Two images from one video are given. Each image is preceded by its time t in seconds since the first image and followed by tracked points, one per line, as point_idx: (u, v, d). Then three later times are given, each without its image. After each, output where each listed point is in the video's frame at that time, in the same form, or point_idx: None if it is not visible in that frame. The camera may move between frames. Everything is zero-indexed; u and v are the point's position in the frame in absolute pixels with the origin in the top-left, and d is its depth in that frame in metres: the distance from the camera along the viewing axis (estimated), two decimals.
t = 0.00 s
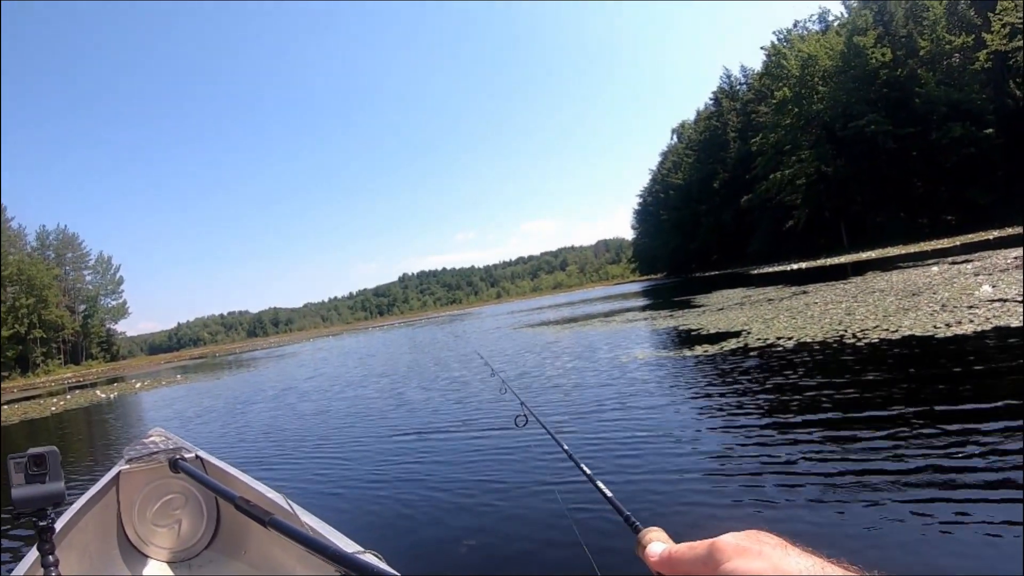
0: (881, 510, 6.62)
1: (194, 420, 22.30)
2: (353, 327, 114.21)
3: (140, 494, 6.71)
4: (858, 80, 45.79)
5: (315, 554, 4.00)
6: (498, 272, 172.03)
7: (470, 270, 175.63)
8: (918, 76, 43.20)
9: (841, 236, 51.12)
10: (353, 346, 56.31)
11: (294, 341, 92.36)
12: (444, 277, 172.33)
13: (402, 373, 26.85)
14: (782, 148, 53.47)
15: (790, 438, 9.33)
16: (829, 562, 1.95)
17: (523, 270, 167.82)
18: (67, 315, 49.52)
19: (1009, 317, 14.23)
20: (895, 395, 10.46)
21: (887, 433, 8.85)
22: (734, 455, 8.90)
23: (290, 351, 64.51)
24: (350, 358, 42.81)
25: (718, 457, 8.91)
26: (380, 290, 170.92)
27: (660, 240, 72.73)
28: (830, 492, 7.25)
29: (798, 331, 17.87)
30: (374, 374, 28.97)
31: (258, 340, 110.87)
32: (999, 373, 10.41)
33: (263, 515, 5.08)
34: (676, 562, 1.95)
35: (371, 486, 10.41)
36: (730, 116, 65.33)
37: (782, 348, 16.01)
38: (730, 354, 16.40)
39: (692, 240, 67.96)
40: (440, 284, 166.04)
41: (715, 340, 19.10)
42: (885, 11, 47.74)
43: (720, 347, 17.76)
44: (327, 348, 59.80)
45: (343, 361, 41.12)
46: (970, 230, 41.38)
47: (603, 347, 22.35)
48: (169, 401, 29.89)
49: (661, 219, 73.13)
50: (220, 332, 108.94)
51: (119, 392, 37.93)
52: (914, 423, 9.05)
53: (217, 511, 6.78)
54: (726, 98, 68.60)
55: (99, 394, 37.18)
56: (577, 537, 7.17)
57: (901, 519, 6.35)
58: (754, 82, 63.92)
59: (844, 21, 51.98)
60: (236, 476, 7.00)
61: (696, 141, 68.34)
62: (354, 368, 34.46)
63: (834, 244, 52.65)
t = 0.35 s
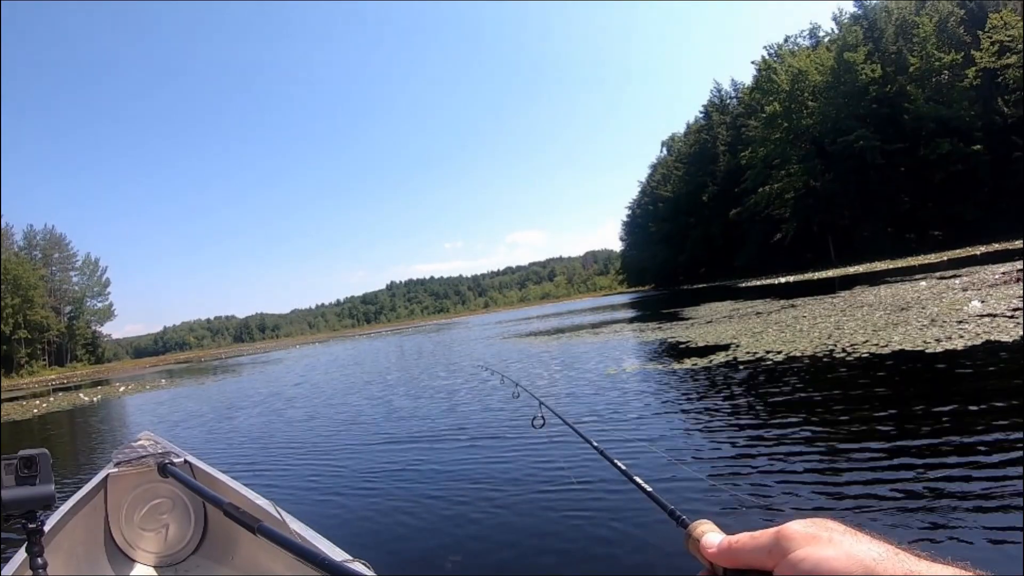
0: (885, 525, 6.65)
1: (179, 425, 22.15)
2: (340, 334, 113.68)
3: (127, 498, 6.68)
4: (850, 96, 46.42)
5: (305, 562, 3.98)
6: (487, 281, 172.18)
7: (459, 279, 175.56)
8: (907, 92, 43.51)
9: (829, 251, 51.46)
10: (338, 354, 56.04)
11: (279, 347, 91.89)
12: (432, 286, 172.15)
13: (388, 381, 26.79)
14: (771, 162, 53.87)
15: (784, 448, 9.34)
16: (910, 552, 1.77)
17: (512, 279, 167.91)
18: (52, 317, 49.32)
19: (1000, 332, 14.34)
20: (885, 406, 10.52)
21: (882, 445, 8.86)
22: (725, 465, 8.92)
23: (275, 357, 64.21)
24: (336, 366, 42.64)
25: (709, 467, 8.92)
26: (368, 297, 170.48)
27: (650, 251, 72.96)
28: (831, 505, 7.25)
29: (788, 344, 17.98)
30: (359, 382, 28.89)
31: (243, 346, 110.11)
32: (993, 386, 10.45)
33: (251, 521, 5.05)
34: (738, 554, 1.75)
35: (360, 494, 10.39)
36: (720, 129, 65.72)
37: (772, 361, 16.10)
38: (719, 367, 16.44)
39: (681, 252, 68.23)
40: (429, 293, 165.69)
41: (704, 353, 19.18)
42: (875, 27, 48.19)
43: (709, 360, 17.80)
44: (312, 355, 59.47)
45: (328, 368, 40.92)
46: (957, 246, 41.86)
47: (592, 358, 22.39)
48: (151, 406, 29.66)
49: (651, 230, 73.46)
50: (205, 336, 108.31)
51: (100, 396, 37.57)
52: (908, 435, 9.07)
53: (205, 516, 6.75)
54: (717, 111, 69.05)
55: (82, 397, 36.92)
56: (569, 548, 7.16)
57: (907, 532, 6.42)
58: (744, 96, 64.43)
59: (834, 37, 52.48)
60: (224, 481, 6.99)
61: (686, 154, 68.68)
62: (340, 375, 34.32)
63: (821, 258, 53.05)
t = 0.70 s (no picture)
0: (890, 521, 6.80)
1: (168, 428, 22.06)
2: (329, 340, 113.35)
3: (118, 502, 6.65)
4: (842, 109, 46.70)
5: (297, 569, 3.97)
6: (478, 289, 172.04)
7: (450, 286, 175.50)
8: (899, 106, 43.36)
9: (819, 264, 51.78)
10: (327, 360, 55.89)
11: (267, 352, 91.53)
12: (423, 293, 171.85)
13: (378, 388, 26.74)
14: (762, 174, 54.22)
15: (776, 457, 9.41)
16: (917, 549, 1.87)
17: (503, 288, 167.89)
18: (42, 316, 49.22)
19: (992, 346, 14.46)
20: (877, 417, 10.60)
21: (872, 454, 8.94)
22: (722, 474, 8.98)
23: (263, 362, 63.92)
24: (324, 372, 42.53)
25: (704, 476, 8.98)
26: (358, 304, 170.09)
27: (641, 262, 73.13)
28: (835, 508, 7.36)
29: (780, 357, 18.12)
30: (348, 388, 28.81)
31: (231, 350, 109.54)
32: (983, 397, 10.55)
33: (243, 526, 5.05)
34: (771, 555, 1.96)
35: (352, 500, 10.37)
36: (712, 141, 65.98)
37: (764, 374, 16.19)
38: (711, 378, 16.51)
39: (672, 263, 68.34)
40: (419, 300, 165.38)
41: (696, 364, 19.22)
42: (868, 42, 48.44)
43: (701, 372, 17.86)
44: (300, 361, 59.24)
45: (316, 374, 40.79)
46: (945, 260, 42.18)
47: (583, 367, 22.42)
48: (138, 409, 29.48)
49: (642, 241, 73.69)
50: (193, 339, 107.89)
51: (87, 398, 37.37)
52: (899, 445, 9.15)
53: (196, 520, 6.72)
54: (709, 123, 69.40)
55: (69, 398, 36.76)
56: (562, 556, 7.16)
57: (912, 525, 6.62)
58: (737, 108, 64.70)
59: (827, 51, 52.83)
60: (215, 486, 6.98)
61: (678, 165, 68.89)
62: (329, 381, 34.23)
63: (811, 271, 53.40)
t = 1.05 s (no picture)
0: (883, 529, 6.88)
1: (155, 431, 21.85)
2: (318, 344, 113.10)
3: (110, 503, 6.60)
4: (832, 121, 46.89)
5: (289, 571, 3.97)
6: (468, 296, 172.04)
7: (441, 293, 175.64)
8: (889, 118, 44.12)
9: (809, 275, 52.07)
10: (316, 364, 55.76)
11: (256, 356, 91.17)
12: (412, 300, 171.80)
13: (368, 393, 26.70)
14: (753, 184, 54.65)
15: (770, 466, 9.43)
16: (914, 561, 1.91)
17: (492, 295, 168.14)
18: (29, 316, 48.96)
19: (985, 357, 14.58)
20: (869, 426, 10.66)
21: (865, 464, 8.99)
22: (717, 484, 8.93)
23: (252, 365, 63.66)
24: (312, 376, 42.43)
25: (700, 485, 8.95)
26: (347, 309, 169.82)
27: (632, 270, 73.39)
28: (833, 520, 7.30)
29: (772, 367, 18.16)
30: (337, 393, 28.75)
31: (220, 353, 109.05)
32: (976, 408, 10.64)
33: (235, 529, 5.03)
34: (768, 571, 1.91)
35: (344, 504, 10.33)
36: (703, 151, 66.47)
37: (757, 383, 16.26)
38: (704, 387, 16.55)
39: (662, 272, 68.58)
40: (409, 306, 165.23)
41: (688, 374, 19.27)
42: (860, 54, 49.05)
43: (693, 381, 17.90)
44: (289, 365, 59.06)
45: (304, 379, 40.69)
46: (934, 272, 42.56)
47: (575, 375, 22.45)
48: (124, 412, 29.29)
49: (632, 250, 73.95)
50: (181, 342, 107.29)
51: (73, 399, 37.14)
52: (893, 454, 9.19)
53: (188, 521, 6.69)
54: (701, 133, 69.94)
55: (55, 399, 36.47)
56: (557, 561, 7.15)
57: (907, 537, 6.59)
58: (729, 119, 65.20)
59: (819, 63, 53.49)
60: (207, 488, 6.95)
61: (670, 174, 69.30)
62: (317, 386, 34.13)
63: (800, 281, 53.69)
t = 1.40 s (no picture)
0: (877, 533, 6.97)
1: (145, 432, 21.70)
2: (309, 347, 112.66)
3: (105, 504, 6.58)
4: (826, 127, 47.54)
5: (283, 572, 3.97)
6: (461, 299, 171.86)
7: (434, 296, 175.40)
8: (883, 126, 44.00)
9: (801, 281, 52.22)
10: (306, 367, 55.55)
11: (247, 359, 90.69)
12: (405, 303, 171.47)
13: (359, 396, 26.58)
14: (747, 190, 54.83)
15: (766, 470, 9.49)
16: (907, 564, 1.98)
17: (485, 299, 167.92)
18: (19, 315, 48.64)
19: (979, 364, 14.67)
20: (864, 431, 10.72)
21: (860, 468, 9.07)
22: (713, 487, 8.98)
23: (243, 367, 63.36)
24: (302, 379, 42.26)
25: (696, 489, 8.99)
26: (340, 312, 169.32)
27: (625, 275, 73.45)
28: (829, 523, 7.39)
29: (766, 373, 18.20)
30: (329, 396, 28.64)
31: (210, 355, 108.51)
32: (971, 414, 10.70)
33: (230, 531, 5.03)
34: None
35: (337, 506, 10.29)
36: (697, 157, 66.53)
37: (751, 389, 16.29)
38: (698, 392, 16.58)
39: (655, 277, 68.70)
40: (401, 309, 164.94)
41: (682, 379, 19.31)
42: (853, 62, 49.16)
43: (687, 386, 17.92)
44: (279, 368, 58.75)
45: (295, 381, 40.50)
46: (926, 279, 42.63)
47: (568, 379, 22.43)
48: (113, 413, 29.07)
49: (626, 254, 73.98)
50: (172, 344, 106.64)
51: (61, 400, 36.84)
52: (888, 459, 9.27)
53: (183, 522, 6.68)
54: (694, 139, 70.07)
55: (43, 399, 36.25)
56: (552, 563, 7.17)
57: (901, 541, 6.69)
58: (722, 125, 65.30)
59: (813, 70, 53.63)
60: (202, 489, 6.94)
61: (663, 180, 69.33)
62: (308, 389, 33.98)
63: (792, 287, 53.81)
